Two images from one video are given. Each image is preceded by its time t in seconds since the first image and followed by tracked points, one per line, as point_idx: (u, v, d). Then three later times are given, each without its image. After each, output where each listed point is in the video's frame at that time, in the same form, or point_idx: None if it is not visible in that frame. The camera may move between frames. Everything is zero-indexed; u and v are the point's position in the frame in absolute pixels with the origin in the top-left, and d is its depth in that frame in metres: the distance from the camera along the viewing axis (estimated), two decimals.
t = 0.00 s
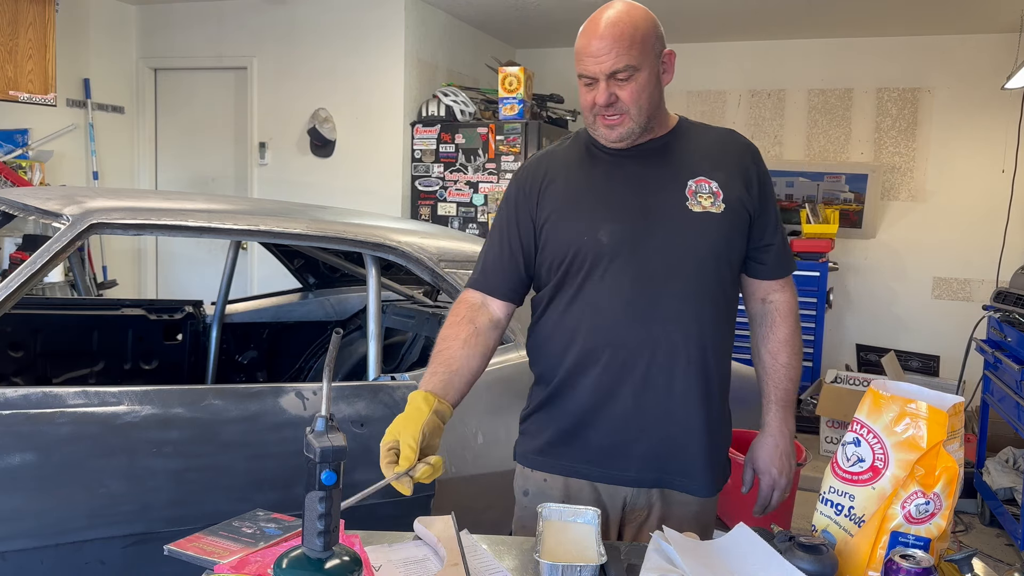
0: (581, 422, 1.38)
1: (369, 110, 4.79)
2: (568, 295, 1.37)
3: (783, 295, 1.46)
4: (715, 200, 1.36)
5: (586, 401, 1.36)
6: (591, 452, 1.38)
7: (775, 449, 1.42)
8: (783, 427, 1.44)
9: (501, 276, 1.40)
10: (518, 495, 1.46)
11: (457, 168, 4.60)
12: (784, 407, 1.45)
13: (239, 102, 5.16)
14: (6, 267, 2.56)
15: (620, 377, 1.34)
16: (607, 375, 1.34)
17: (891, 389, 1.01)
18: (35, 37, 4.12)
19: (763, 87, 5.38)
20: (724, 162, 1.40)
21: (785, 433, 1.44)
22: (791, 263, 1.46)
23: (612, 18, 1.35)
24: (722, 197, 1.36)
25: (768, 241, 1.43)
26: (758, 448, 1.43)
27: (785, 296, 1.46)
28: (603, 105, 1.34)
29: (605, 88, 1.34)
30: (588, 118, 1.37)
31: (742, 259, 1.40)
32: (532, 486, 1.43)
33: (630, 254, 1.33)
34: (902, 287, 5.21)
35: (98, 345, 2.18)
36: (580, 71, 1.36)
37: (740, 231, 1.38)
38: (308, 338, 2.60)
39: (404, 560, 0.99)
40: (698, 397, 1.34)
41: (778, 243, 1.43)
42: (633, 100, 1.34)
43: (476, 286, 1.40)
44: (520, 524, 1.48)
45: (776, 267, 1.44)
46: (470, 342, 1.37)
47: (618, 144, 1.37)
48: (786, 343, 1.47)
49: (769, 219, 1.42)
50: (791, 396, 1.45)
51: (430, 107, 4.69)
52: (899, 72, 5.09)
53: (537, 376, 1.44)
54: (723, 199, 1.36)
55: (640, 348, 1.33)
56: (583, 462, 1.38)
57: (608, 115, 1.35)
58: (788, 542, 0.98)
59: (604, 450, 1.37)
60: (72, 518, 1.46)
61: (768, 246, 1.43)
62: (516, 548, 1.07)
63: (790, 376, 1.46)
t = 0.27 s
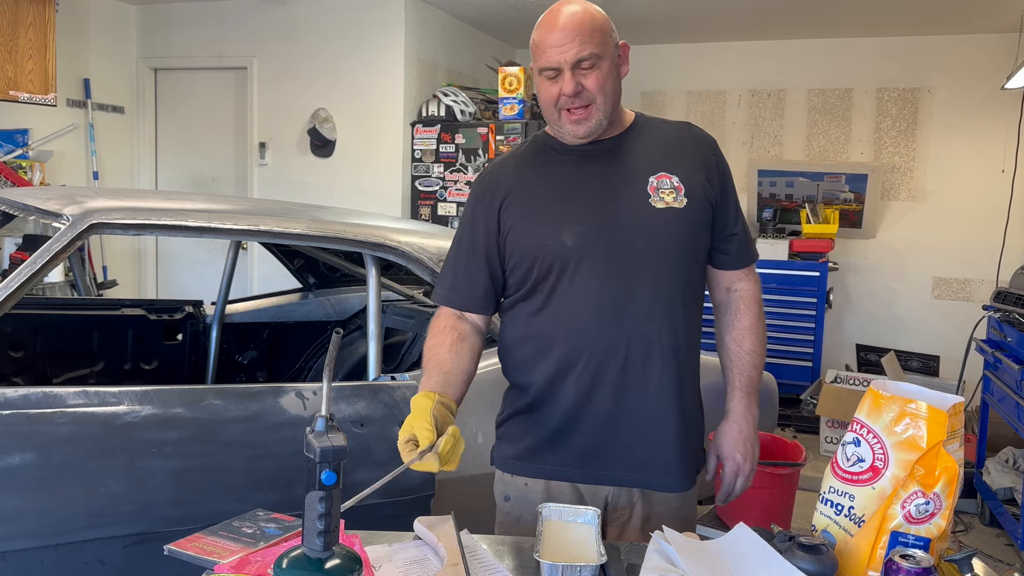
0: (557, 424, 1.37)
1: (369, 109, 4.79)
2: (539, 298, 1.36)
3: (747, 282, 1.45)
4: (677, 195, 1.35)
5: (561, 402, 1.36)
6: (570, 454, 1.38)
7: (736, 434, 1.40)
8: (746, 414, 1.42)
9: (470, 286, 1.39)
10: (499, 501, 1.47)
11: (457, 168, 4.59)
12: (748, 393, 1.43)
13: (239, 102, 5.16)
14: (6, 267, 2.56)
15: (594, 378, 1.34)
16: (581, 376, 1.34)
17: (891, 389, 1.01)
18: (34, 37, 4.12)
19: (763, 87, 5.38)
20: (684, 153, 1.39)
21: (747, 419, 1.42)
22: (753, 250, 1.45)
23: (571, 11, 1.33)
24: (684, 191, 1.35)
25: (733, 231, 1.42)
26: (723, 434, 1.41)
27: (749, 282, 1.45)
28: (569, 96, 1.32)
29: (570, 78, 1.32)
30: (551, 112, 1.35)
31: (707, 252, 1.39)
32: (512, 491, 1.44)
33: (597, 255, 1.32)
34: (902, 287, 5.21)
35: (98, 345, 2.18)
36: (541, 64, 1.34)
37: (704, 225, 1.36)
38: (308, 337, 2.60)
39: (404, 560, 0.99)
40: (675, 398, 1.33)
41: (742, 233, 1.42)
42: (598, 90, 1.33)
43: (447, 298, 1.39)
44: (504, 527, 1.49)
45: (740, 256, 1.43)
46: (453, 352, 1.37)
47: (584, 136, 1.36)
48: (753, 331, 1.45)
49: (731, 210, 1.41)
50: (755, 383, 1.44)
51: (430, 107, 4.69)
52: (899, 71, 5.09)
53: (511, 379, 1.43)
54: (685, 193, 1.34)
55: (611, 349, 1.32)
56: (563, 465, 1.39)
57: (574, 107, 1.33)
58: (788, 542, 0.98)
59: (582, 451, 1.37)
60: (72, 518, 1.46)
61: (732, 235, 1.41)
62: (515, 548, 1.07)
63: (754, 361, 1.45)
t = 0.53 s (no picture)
0: (536, 421, 1.36)
1: (369, 109, 4.79)
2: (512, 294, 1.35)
3: (724, 281, 1.46)
4: (648, 189, 1.34)
5: (539, 400, 1.35)
6: (549, 452, 1.37)
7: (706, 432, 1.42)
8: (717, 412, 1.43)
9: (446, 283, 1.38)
10: (483, 502, 1.47)
11: (458, 168, 4.59)
12: (721, 392, 1.45)
13: (239, 102, 5.16)
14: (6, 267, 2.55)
15: (572, 374, 1.34)
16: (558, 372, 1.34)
17: (891, 389, 1.01)
18: (35, 37, 4.12)
19: (763, 87, 5.38)
20: (656, 148, 1.38)
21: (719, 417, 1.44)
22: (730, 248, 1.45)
23: (537, 7, 1.34)
24: (655, 185, 1.34)
25: (706, 226, 1.41)
26: (694, 429, 1.43)
27: (726, 281, 1.46)
28: (537, 89, 1.32)
29: (537, 71, 1.32)
30: (521, 107, 1.35)
31: (682, 247, 1.39)
32: (495, 492, 1.44)
33: (570, 251, 1.32)
34: (902, 287, 5.21)
35: (98, 346, 2.18)
36: (509, 59, 1.35)
37: (678, 218, 1.36)
38: (308, 338, 2.60)
39: (404, 561, 0.99)
40: (652, 392, 1.33)
41: (716, 227, 1.42)
42: (565, 83, 1.33)
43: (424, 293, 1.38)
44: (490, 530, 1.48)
45: (714, 252, 1.43)
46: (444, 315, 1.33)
47: (553, 129, 1.35)
48: (729, 328, 1.46)
49: (704, 204, 1.41)
50: (728, 381, 1.45)
51: (430, 106, 4.69)
52: (899, 71, 5.09)
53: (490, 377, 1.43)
54: (658, 186, 1.34)
55: (588, 343, 1.33)
56: (542, 464, 1.37)
57: (541, 100, 1.33)
58: (788, 543, 0.97)
59: (561, 449, 1.36)
60: (72, 518, 1.45)
61: (707, 231, 1.42)
62: (516, 549, 1.07)
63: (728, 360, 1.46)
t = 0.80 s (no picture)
0: (531, 419, 1.33)
1: (369, 109, 4.79)
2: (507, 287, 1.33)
3: (716, 283, 1.48)
4: (642, 186, 1.36)
5: (533, 397, 1.33)
6: (544, 450, 1.34)
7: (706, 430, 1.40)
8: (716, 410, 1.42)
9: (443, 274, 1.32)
10: (476, 507, 1.44)
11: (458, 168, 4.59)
12: (719, 390, 1.44)
13: (238, 102, 5.17)
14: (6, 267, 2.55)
15: (566, 369, 1.32)
16: (552, 367, 1.32)
17: (891, 389, 1.01)
18: (34, 37, 4.12)
19: (763, 87, 5.38)
20: (648, 149, 1.41)
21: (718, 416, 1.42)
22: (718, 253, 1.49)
23: None
24: (649, 182, 1.36)
25: (695, 228, 1.45)
26: (695, 428, 1.41)
27: (718, 282, 1.49)
28: (543, 71, 1.33)
29: (543, 54, 1.33)
30: (522, 90, 1.35)
31: (674, 245, 1.41)
32: (489, 496, 1.41)
33: (567, 244, 1.32)
34: (902, 287, 5.21)
35: (98, 345, 2.18)
36: (514, 42, 1.35)
37: (670, 215, 1.38)
38: (308, 338, 2.60)
39: (404, 561, 0.99)
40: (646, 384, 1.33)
41: (705, 229, 1.45)
42: (570, 69, 1.35)
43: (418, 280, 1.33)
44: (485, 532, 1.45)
45: (704, 254, 1.46)
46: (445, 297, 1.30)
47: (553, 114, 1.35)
48: (721, 329, 1.47)
49: (694, 206, 1.44)
50: (725, 380, 1.45)
51: (430, 106, 4.69)
52: (899, 71, 5.09)
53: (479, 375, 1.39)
54: (651, 184, 1.36)
55: (582, 338, 1.32)
56: (537, 462, 1.34)
57: (546, 84, 1.34)
58: (788, 543, 0.97)
59: (557, 446, 1.33)
60: (72, 518, 1.45)
61: (698, 231, 1.44)
62: (516, 549, 1.07)
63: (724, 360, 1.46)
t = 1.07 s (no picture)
0: (532, 420, 1.33)
1: (368, 109, 4.79)
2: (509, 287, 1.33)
3: (709, 287, 1.51)
4: (642, 187, 1.36)
5: (533, 397, 1.32)
6: (545, 451, 1.33)
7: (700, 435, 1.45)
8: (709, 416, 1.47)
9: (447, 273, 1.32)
10: (477, 508, 1.43)
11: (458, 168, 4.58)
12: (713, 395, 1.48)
13: (238, 102, 5.17)
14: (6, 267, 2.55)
15: (566, 369, 1.32)
16: (553, 367, 1.32)
17: (891, 389, 1.01)
18: (35, 37, 4.12)
19: (763, 87, 5.38)
20: (647, 152, 1.42)
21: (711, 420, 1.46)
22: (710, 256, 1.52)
23: None
24: (649, 183, 1.37)
25: (692, 231, 1.46)
26: (690, 434, 1.45)
27: (712, 285, 1.51)
28: (558, 64, 1.32)
29: (558, 45, 1.33)
30: (533, 81, 1.34)
31: (672, 247, 1.42)
32: (490, 497, 1.41)
33: (568, 243, 1.31)
34: (902, 287, 5.21)
35: (98, 345, 2.18)
36: (529, 32, 1.34)
37: (669, 217, 1.39)
38: (308, 338, 2.60)
39: (404, 561, 0.99)
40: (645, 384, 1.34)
41: (701, 232, 1.47)
42: (581, 66, 1.35)
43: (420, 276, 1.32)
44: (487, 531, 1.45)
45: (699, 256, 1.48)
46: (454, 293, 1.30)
47: (562, 107, 1.34)
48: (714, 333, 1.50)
49: (690, 209, 1.46)
50: (718, 384, 1.49)
51: (430, 106, 4.69)
52: (899, 71, 5.09)
53: (478, 375, 1.39)
54: (651, 185, 1.37)
55: (581, 338, 1.32)
56: (538, 464, 1.34)
57: (558, 76, 1.33)
58: (788, 543, 0.97)
59: (557, 447, 1.33)
60: (72, 518, 1.45)
61: (695, 234, 1.46)
62: (516, 549, 1.07)
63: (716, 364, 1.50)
